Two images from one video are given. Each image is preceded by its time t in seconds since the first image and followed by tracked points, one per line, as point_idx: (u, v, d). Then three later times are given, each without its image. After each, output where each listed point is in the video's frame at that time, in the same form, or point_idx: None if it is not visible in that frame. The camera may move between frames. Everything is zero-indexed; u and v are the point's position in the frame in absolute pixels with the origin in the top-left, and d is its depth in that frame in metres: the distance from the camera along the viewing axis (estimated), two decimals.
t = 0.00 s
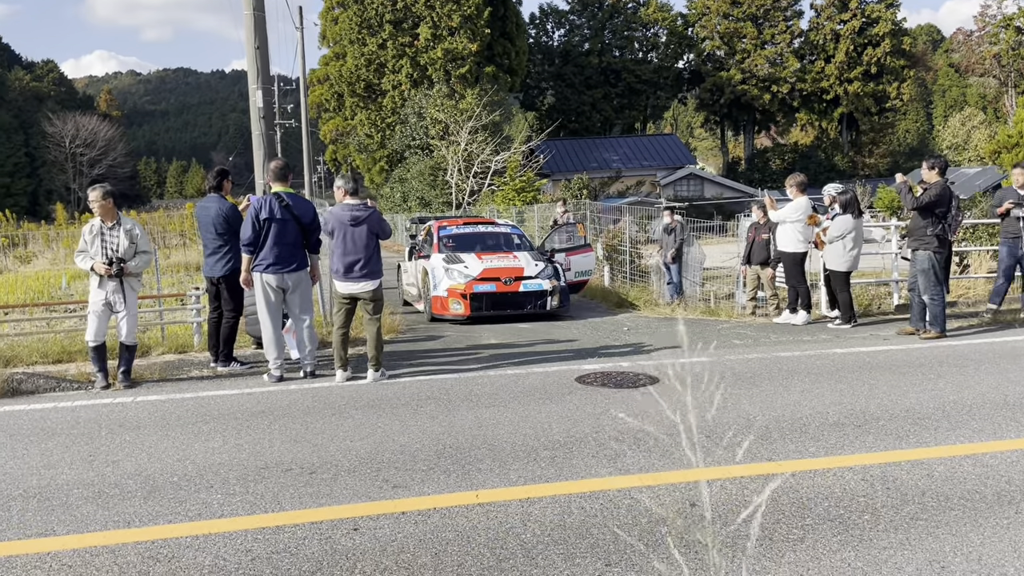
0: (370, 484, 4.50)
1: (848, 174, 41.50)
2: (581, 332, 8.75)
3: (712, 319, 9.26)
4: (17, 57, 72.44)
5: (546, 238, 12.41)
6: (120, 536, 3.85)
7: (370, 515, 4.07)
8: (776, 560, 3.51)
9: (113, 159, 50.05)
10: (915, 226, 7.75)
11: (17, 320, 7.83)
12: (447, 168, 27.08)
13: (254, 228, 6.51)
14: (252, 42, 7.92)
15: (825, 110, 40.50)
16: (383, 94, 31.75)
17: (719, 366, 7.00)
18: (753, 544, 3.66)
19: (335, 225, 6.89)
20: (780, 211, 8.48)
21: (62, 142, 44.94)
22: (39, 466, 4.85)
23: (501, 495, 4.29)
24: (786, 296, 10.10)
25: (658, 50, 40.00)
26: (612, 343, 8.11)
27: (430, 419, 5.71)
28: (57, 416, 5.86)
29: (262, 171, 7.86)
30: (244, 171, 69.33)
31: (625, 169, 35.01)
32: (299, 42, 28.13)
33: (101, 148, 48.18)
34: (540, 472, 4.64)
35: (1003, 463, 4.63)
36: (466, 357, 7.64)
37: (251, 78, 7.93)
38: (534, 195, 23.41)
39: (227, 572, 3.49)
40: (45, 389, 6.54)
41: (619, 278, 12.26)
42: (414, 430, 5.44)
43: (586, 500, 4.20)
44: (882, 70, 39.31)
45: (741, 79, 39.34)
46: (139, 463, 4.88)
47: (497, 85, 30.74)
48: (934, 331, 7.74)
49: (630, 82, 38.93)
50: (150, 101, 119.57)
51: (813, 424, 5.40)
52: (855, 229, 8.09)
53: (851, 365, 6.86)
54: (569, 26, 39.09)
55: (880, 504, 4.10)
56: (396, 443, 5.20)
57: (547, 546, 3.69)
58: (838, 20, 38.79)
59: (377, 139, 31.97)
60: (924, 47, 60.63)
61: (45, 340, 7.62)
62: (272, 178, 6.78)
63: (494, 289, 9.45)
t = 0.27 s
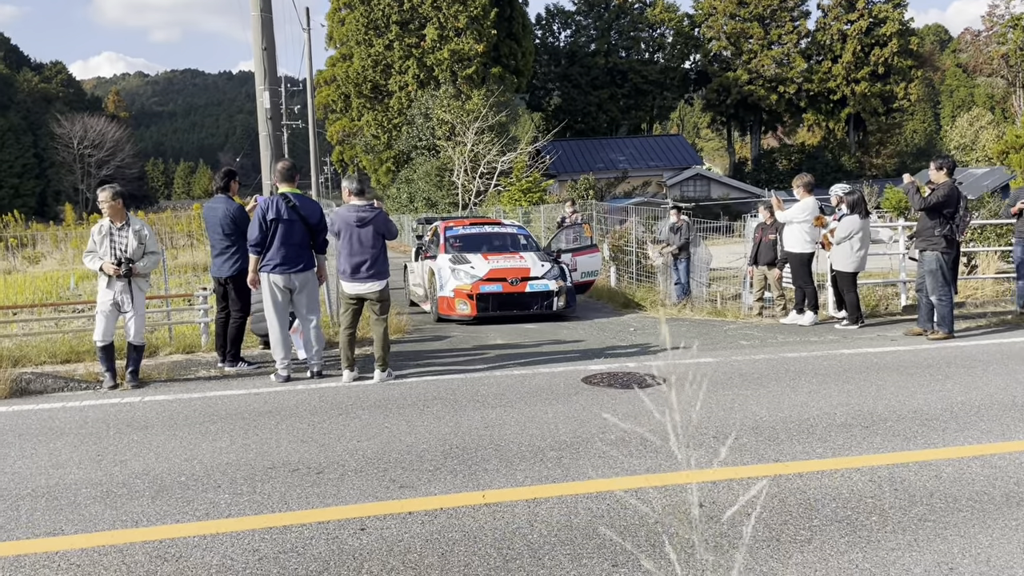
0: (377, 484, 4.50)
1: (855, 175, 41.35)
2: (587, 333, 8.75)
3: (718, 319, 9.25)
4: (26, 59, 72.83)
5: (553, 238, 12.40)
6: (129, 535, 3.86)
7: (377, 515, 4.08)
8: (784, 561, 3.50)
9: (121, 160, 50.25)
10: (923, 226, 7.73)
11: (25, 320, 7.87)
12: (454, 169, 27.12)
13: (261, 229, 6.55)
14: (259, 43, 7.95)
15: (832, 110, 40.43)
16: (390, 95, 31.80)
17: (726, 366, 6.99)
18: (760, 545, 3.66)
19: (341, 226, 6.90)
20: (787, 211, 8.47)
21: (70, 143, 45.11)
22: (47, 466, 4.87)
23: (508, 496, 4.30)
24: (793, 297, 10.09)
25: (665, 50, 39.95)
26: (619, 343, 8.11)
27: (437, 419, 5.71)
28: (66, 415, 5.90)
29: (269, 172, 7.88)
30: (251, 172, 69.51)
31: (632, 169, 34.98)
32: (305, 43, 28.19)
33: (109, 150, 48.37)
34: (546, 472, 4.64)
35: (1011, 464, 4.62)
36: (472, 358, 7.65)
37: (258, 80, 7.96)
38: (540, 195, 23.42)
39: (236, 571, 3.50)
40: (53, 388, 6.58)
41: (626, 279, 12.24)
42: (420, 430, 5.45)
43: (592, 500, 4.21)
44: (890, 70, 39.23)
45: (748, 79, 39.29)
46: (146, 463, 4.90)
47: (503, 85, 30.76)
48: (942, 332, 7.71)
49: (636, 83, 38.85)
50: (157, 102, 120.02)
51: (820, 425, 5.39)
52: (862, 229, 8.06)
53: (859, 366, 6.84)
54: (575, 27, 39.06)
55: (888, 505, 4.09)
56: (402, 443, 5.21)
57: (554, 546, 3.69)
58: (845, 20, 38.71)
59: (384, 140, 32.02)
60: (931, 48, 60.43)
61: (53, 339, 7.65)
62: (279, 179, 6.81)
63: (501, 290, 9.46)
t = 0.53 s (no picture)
0: (385, 486, 4.51)
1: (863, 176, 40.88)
2: (595, 334, 8.75)
3: (727, 321, 9.23)
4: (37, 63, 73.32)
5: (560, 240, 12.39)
6: (140, 536, 3.88)
7: (385, 516, 4.08)
8: (794, 564, 3.49)
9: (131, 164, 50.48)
10: (932, 227, 7.70)
11: (36, 323, 7.92)
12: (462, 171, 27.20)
13: (270, 231, 6.57)
14: (268, 46, 7.99)
15: (841, 111, 40.39)
16: (398, 97, 31.89)
17: (735, 368, 6.98)
18: (769, 547, 3.65)
19: (349, 228, 6.92)
20: (795, 213, 8.45)
21: (81, 147, 45.37)
22: (58, 468, 4.89)
23: (516, 498, 4.29)
24: (803, 298, 10.08)
25: (673, 52, 39.93)
26: (627, 345, 8.10)
27: (445, 421, 5.71)
28: (76, 417, 5.93)
29: (277, 174, 7.92)
30: (259, 175, 69.75)
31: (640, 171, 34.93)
32: (314, 46, 28.27)
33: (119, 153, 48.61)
34: (554, 474, 4.63)
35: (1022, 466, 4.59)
36: (480, 359, 7.66)
37: (267, 82, 8.00)
38: (549, 197, 23.44)
39: (245, 572, 3.51)
40: (64, 391, 6.63)
41: (634, 280, 12.23)
42: (429, 432, 5.46)
43: (601, 502, 4.20)
44: (899, 71, 39.16)
45: (756, 80, 39.26)
46: (156, 465, 4.92)
47: (511, 88, 30.80)
48: (952, 333, 7.69)
49: (644, 85, 38.78)
50: (167, 106, 120.49)
51: (830, 427, 5.37)
52: (871, 231, 8.03)
53: (868, 368, 6.81)
54: (583, 29, 39.03)
55: (897, 507, 4.07)
56: (411, 445, 5.21)
57: (562, 548, 3.68)
58: (853, 22, 38.77)
59: (392, 142, 32.08)
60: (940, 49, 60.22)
61: (64, 342, 7.70)
62: (288, 181, 6.83)
63: (510, 291, 9.46)
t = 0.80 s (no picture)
0: (395, 490, 4.51)
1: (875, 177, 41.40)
2: (605, 338, 8.73)
3: (738, 324, 9.20)
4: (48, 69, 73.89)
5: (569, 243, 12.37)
6: (151, 540, 3.88)
7: (395, 520, 4.08)
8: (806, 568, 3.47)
9: (141, 169, 50.73)
10: (944, 229, 7.65)
11: (48, 327, 7.94)
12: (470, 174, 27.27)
13: (281, 235, 6.57)
14: (277, 52, 8.02)
15: (850, 113, 40.30)
16: (406, 101, 31.96)
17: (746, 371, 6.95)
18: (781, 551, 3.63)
19: (358, 232, 6.92)
20: (805, 215, 8.41)
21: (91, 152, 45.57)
22: (69, 472, 4.90)
23: (527, 502, 4.28)
24: (813, 300, 10.04)
25: (681, 55, 39.88)
26: (637, 348, 8.08)
27: (454, 424, 5.70)
28: (87, 421, 5.95)
29: (287, 179, 7.94)
30: (269, 179, 70.01)
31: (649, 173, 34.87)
32: (323, 51, 28.34)
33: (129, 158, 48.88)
34: (564, 478, 4.62)
35: None
36: (489, 363, 7.65)
37: (276, 88, 8.03)
38: (557, 200, 23.44)
39: None
40: (75, 395, 6.66)
41: (643, 283, 12.20)
42: (438, 436, 5.45)
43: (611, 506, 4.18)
44: (909, 72, 39.07)
45: (765, 82, 39.19)
46: (166, 469, 4.93)
47: (519, 91, 30.86)
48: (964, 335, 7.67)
49: (653, 87, 38.63)
50: (177, 111, 121.08)
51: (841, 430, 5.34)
52: (882, 233, 7.99)
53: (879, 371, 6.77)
54: (591, 32, 38.95)
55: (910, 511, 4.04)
56: (421, 449, 5.21)
57: (573, 552, 3.67)
58: (863, 23, 38.68)
59: (401, 146, 32.09)
60: (950, 50, 59.96)
61: (75, 346, 7.73)
62: (298, 186, 6.85)
63: (518, 295, 9.45)
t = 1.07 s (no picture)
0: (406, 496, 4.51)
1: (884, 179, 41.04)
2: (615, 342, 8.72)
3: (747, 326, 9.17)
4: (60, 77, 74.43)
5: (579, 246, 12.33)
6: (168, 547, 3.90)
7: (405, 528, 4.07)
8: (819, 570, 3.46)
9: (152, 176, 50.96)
10: (955, 230, 7.61)
11: (60, 333, 7.98)
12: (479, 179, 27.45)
13: (293, 241, 6.60)
14: (287, 58, 8.04)
15: (860, 115, 40.29)
16: (415, 106, 32.04)
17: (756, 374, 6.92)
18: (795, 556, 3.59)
19: (368, 238, 6.93)
20: (817, 217, 8.39)
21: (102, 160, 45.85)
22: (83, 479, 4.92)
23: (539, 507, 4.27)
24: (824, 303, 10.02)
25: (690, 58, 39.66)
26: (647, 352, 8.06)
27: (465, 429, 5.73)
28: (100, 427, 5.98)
29: (297, 184, 7.96)
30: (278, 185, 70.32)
31: (657, 177, 34.83)
32: (332, 56, 28.41)
33: (139, 165, 49.08)
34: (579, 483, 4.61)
35: None
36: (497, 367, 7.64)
37: (286, 94, 8.05)
38: (566, 204, 23.45)
39: None
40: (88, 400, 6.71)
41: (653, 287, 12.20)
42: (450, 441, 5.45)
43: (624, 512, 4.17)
44: (919, 73, 39.05)
45: (774, 85, 39.14)
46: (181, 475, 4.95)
47: (528, 96, 30.99)
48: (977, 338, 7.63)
49: (661, 91, 38.80)
50: (186, 118, 121.68)
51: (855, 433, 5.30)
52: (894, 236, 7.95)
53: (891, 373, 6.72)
54: (599, 36, 38.83)
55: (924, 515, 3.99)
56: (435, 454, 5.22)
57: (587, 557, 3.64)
58: (873, 24, 38.56)
59: (409, 151, 32.04)
60: (961, 50, 59.63)
61: (87, 352, 7.78)
62: (309, 192, 6.86)
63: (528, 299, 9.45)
